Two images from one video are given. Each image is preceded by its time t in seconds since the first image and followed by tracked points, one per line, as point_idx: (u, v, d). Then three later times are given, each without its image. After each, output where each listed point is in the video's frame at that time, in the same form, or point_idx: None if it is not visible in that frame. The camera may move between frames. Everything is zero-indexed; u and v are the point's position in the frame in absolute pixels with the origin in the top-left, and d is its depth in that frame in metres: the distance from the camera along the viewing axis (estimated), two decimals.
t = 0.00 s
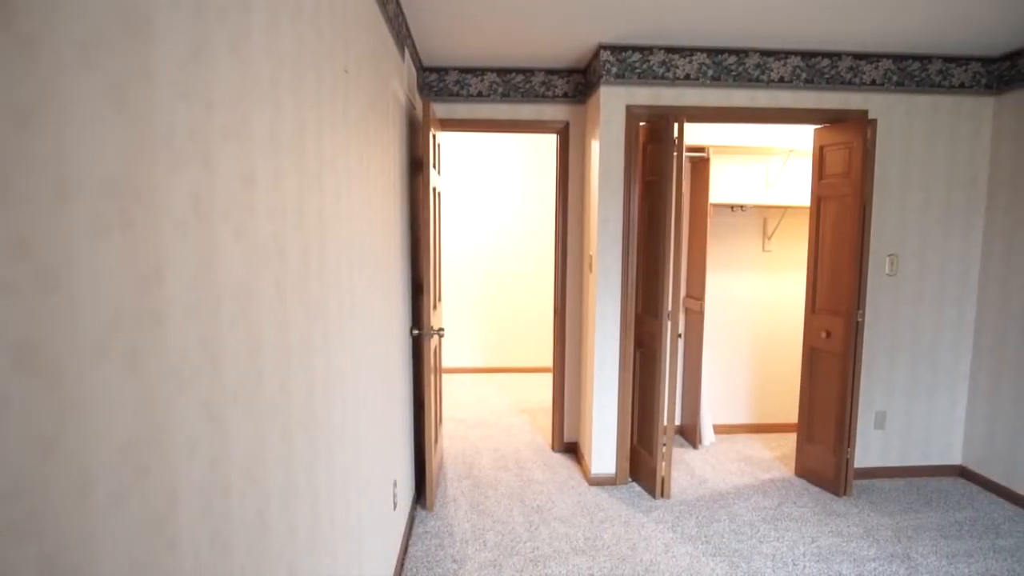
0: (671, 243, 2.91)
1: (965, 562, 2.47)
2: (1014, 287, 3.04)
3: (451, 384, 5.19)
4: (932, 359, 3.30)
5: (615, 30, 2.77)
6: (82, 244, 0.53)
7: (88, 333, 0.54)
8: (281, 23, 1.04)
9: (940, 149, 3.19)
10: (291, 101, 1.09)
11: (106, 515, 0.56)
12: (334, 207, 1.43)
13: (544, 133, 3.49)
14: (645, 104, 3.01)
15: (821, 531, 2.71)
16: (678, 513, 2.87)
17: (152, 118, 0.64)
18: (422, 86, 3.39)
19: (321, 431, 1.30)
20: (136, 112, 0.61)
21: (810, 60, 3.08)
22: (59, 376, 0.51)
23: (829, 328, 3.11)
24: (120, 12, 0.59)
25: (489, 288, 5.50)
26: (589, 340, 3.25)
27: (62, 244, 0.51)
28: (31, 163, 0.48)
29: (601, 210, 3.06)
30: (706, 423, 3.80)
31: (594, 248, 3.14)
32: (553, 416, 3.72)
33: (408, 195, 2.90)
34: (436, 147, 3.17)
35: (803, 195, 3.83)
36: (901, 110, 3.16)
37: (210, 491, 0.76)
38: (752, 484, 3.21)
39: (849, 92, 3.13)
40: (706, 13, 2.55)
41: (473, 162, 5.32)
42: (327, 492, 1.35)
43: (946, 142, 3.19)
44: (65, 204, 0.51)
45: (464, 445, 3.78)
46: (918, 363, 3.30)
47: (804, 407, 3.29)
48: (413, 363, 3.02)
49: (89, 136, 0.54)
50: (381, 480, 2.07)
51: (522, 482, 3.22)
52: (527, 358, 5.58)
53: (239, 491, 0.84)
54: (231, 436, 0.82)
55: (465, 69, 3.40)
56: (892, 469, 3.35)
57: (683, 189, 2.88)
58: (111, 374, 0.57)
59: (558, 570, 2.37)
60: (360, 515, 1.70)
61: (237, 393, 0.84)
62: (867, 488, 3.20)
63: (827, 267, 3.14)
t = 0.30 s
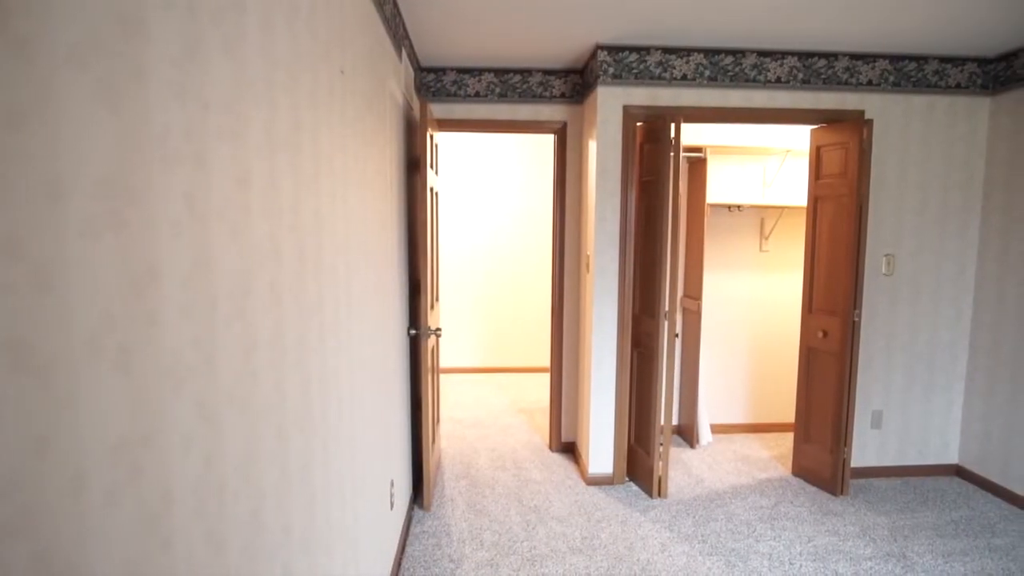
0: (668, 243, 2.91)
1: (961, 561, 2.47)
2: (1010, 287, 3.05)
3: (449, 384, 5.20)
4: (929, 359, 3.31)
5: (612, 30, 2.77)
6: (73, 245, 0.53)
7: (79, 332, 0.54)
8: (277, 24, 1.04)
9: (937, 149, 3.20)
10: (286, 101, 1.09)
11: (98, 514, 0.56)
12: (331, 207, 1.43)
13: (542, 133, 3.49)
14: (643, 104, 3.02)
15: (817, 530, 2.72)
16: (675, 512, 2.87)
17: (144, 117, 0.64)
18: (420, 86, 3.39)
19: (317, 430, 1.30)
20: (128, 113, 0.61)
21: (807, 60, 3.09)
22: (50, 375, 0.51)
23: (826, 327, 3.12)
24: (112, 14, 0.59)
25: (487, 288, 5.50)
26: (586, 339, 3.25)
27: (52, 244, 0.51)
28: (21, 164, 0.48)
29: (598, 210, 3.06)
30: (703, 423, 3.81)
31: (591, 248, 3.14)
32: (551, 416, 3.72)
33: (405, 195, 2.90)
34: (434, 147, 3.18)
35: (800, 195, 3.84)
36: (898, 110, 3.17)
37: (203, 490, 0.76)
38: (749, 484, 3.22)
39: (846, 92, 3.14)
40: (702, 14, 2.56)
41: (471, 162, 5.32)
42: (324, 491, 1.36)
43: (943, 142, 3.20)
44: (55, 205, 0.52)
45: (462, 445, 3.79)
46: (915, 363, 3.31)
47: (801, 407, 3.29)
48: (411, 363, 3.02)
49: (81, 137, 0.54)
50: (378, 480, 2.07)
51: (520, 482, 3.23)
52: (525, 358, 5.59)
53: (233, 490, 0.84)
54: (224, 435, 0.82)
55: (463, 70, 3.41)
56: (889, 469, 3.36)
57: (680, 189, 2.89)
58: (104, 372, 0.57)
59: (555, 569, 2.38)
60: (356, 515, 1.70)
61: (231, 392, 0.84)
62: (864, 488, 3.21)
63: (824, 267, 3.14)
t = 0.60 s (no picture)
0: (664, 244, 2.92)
1: (954, 559, 2.49)
2: (1004, 287, 3.07)
3: (446, 384, 5.20)
4: (924, 359, 3.33)
5: (607, 30, 2.78)
6: (64, 246, 0.54)
7: (71, 332, 0.54)
8: (270, 25, 1.05)
9: (931, 150, 3.22)
10: (280, 103, 1.10)
11: (90, 513, 0.56)
12: (326, 207, 1.44)
13: (538, 134, 3.50)
14: (639, 105, 3.02)
15: (812, 529, 2.73)
16: (671, 511, 2.88)
17: (136, 119, 0.64)
18: (416, 87, 3.39)
19: (312, 430, 1.31)
20: (120, 115, 0.62)
21: (802, 61, 3.10)
22: (40, 376, 0.51)
23: (822, 327, 3.13)
24: (103, 15, 0.59)
25: (484, 288, 5.50)
26: (582, 339, 3.26)
27: (43, 244, 0.51)
28: (12, 165, 0.49)
29: (594, 210, 3.07)
30: (700, 422, 3.82)
31: (587, 248, 3.15)
32: (547, 415, 3.73)
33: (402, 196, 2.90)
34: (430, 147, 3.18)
35: (795, 195, 3.85)
36: (892, 111, 3.18)
37: (196, 489, 0.76)
38: (745, 483, 3.23)
39: (841, 93, 3.15)
40: (697, 14, 2.56)
41: (468, 162, 5.32)
42: (319, 491, 1.36)
43: (937, 143, 3.21)
44: (46, 206, 0.52)
45: (458, 445, 3.79)
46: (910, 362, 3.32)
47: (797, 406, 3.31)
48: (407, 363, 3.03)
49: (72, 138, 0.55)
50: (374, 480, 2.07)
51: (516, 482, 3.23)
52: (522, 357, 5.59)
53: (226, 489, 0.85)
54: (218, 434, 0.83)
55: (460, 70, 3.41)
56: (884, 468, 3.38)
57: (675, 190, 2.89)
58: (96, 372, 0.58)
59: (551, 569, 2.38)
60: (351, 515, 1.70)
61: (224, 392, 0.85)
62: (858, 487, 3.22)
63: (819, 267, 3.16)
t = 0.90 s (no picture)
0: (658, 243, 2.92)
1: (946, 557, 2.50)
2: (996, 286, 3.08)
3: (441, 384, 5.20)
4: (916, 358, 3.35)
5: (602, 30, 2.78)
6: (50, 244, 0.54)
7: (57, 330, 0.54)
8: (261, 23, 1.04)
9: (924, 150, 3.23)
10: (272, 102, 1.10)
11: (77, 511, 0.56)
12: (318, 206, 1.44)
13: (533, 134, 3.50)
14: (633, 105, 3.03)
15: (805, 527, 2.74)
16: (665, 510, 2.89)
17: (123, 117, 0.64)
18: (411, 86, 3.39)
19: (304, 429, 1.31)
20: (108, 113, 0.62)
21: (795, 61, 3.11)
22: (25, 374, 0.51)
23: (815, 326, 3.14)
24: (91, 14, 0.59)
25: (480, 287, 5.51)
26: (577, 338, 3.26)
27: (29, 243, 0.51)
28: None
29: (589, 210, 3.07)
30: (694, 421, 3.83)
31: (582, 248, 3.15)
32: (542, 415, 3.73)
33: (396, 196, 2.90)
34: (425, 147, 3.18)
35: (789, 194, 3.86)
36: (885, 111, 3.20)
37: (185, 487, 0.76)
38: (739, 482, 3.24)
39: (834, 93, 3.17)
40: (691, 14, 2.57)
41: (463, 162, 5.32)
42: (311, 490, 1.36)
43: (929, 143, 3.23)
44: (31, 205, 0.52)
45: (453, 445, 3.79)
46: (903, 361, 3.34)
47: (791, 405, 3.32)
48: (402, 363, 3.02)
49: (59, 136, 0.55)
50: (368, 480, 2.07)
51: (511, 481, 3.24)
52: (517, 357, 5.60)
53: (216, 488, 0.85)
54: (207, 433, 0.82)
55: (454, 70, 3.41)
56: (878, 466, 3.40)
57: (669, 189, 2.90)
58: (83, 370, 0.58)
59: (545, 568, 2.39)
60: (345, 513, 1.71)
61: (214, 390, 0.85)
62: (851, 485, 3.24)
63: (813, 266, 3.17)
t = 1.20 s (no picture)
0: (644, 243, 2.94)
1: (928, 552, 2.54)
2: (977, 285, 3.13)
3: (430, 384, 5.19)
4: (899, 356, 3.39)
5: (588, 31, 2.79)
6: (26, 245, 0.53)
7: (32, 331, 0.54)
8: (244, 22, 1.04)
9: (906, 151, 3.28)
10: (255, 100, 1.09)
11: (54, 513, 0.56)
12: (304, 206, 1.43)
13: (521, 134, 3.51)
14: (620, 105, 3.04)
15: (790, 524, 2.77)
16: (652, 508, 2.91)
17: (101, 115, 0.64)
18: (398, 86, 3.38)
19: (289, 430, 1.30)
20: (87, 113, 0.61)
21: (780, 63, 3.14)
22: None
23: (800, 325, 3.17)
24: (68, 12, 0.59)
25: (468, 288, 5.50)
26: (565, 337, 3.27)
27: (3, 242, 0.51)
28: None
29: (576, 210, 3.08)
30: (682, 420, 3.85)
31: (569, 248, 3.16)
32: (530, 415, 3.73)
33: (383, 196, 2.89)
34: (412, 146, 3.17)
35: (774, 195, 3.90)
36: (868, 112, 3.23)
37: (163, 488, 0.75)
38: (725, 480, 3.26)
39: (819, 95, 3.20)
40: (677, 16, 2.58)
41: (451, 162, 5.32)
42: (296, 491, 1.35)
43: (912, 144, 3.27)
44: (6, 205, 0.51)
45: (442, 445, 3.78)
46: (886, 359, 3.38)
47: (776, 404, 3.35)
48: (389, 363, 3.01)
49: (35, 135, 0.54)
50: (355, 481, 2.07)
51: (499, 481, 3.24)
52: (506, 356, 5.60)
53: (198, 489, 0.84)
54: (187, 432, 0.82)
55: (442, 69, 3.41)
56: (861, 463, 3.44)
57: (656, 190, 2.92)
58: (59, 371, 0.57)
59: (533, 567, 2.39)
60: (331, 515, 1.70)
61: (195, 391, 0.84)
62: (836, 482, 3.28)
63: (798, 266, 3.20)
